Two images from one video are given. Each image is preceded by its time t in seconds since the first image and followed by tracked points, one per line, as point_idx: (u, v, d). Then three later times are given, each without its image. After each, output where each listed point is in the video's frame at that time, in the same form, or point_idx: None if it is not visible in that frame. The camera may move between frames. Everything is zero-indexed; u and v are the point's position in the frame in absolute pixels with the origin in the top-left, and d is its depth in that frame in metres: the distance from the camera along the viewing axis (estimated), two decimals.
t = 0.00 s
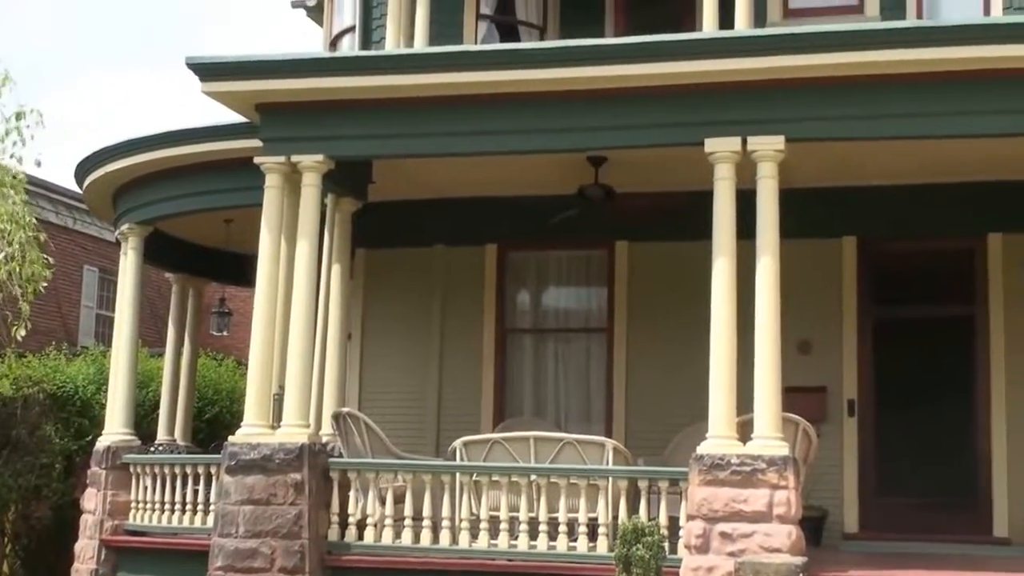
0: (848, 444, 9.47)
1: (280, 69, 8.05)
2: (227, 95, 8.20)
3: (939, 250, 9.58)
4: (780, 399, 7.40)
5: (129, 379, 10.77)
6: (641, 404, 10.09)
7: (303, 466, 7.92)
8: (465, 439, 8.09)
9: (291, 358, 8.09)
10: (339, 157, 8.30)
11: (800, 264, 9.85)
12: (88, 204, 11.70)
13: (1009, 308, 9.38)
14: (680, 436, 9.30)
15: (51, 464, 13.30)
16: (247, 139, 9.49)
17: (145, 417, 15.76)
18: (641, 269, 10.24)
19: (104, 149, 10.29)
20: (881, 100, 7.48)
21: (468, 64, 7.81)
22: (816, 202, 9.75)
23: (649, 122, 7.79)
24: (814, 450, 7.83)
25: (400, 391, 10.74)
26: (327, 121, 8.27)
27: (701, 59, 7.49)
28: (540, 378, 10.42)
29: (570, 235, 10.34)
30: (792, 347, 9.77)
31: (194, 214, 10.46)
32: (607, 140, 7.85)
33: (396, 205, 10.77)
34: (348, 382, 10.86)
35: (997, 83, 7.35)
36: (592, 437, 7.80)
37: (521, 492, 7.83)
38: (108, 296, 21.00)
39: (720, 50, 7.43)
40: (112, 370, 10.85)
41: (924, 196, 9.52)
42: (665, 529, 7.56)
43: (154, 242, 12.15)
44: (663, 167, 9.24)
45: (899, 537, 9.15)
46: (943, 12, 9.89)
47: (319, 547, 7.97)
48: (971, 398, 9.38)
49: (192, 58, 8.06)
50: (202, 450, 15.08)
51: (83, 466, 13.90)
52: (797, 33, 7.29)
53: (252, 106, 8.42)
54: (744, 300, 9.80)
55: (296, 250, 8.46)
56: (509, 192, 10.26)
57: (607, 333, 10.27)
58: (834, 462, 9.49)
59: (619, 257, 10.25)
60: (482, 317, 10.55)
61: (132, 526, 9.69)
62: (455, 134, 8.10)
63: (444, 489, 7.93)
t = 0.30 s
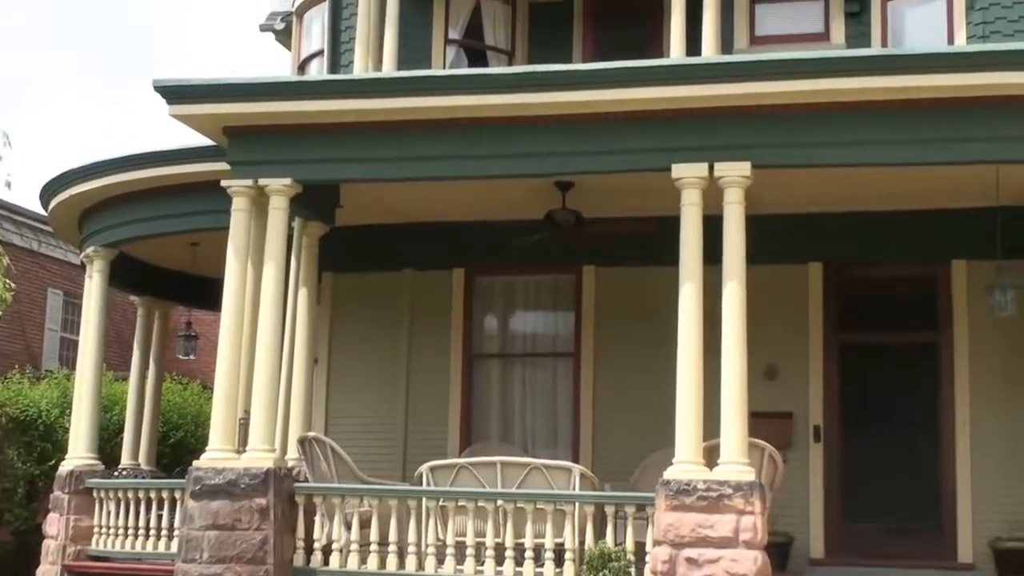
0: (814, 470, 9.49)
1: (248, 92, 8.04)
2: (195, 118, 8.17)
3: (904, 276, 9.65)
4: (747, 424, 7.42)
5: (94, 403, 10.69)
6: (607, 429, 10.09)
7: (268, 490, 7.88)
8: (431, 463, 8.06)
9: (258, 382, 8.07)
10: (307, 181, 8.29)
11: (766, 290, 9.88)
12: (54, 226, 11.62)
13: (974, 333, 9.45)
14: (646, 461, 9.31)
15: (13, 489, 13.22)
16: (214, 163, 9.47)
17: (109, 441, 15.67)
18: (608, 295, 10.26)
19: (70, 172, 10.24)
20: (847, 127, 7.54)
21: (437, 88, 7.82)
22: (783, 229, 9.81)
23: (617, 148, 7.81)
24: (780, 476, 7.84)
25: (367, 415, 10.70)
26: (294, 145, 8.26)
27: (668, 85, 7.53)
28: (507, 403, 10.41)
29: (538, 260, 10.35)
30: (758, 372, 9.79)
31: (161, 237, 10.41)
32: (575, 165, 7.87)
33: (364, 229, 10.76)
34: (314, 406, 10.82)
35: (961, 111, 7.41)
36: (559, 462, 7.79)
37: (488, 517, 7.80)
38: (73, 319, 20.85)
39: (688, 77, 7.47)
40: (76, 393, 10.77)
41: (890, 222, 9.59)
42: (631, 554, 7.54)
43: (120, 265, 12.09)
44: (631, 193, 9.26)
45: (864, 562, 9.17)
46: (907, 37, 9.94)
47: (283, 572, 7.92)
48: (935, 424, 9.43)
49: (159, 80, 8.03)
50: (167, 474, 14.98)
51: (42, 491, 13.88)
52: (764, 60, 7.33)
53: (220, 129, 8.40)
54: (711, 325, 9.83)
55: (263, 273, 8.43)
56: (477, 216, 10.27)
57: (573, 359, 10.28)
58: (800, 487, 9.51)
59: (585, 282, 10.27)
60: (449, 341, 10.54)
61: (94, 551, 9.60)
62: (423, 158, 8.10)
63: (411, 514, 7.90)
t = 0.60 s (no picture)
0: (781, 498, 9.50)
1: (216, 118, 8.02)
2: (162, 143, 8.15)
3: (870, 305, 9.70)
4: (713, 453, 7.43)
5: (57, 429, 10.61)
6: (574, 457, 10.08)
7: (233, 518, 7.84)
8: (397, 490, 8.02)
9: (225, 407, 8.05)
10: (274, 207, 8.27)
11: (732, 318, 9.89)
12: (19, 250, 11.55)
13: (938, 362, 9.50)
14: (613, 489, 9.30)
15: None
16: (181, 188, 9.44)
17: (72, 468, 15.54)
18: (575, 322, 10.27)
19: (36, 196, 10.19)
20: (813, 156, 7.58)
21: (405, 115, 7.83)
22: (749, 257, 9.85)
23: (585, 176, 7.84)
24: (746, 503, 7.84)
25: (333, 442, 10.64)
26: (262, 171, 8.25)
27: (636, 113, 7.56)
28: (474, 431, 10.40)
29: (506, 287, 10.38)
30: (725, 402, 9.78)
31: (127, 262, 10.36)
32: (543, 193, 7.89)
33: (331, 255, 10.73)
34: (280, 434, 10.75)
35: (926, 142, 7.47)
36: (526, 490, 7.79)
37: (454, 546, 7.77)
38: (37, 345, 20.71)
39: (656, 105, 7.50)
40: (40, 419, 10.68)
41: (855, 251, 9.66)
42: None
43: (86, 290, 12.02)
44: (598, 221, 9.29)
45: None
46: (872, 71, 9.98)
47: None
48: (901, 452, 9.46)
49: (126, 105, 8.00)
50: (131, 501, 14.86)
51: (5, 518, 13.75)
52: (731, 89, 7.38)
53: (187, 154, 8.38)
54: (677, 354, 9.85)
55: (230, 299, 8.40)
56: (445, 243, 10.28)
57: (541, 386, 10.28)
58: (766, 516, 9.51)
59: (553, 310, 10.28)
60: (416, 369, 10.51)
61: None
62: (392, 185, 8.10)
63: (376, 542, 7.86)
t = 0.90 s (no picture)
0: (746, 527, 9.51)
1: (183, 142, 8.00)
2: (128, 168, 8.11)
3: (835, 333, 9.75)
4: (679, 480, 7.44)
5: (19, 454, 10.51)
6: (540, 484, 10.06)
7: (196, 545, 7.78)
8: (362, 517, 7.98)
9: (189, 433, 8.01)
10: (240, 232, 8.24)
11: (698, 346, 9.90)
12: None
13: (903, 389, 9.54)
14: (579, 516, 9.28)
15: None
16: (147, 213, 9.40)
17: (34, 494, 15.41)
18: (541, 349, 10.27)
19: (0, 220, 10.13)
20: (779, 185, 7.63)
21: (373, 141, 7.83)
22: (715, 285, 9.88)
23: (551, 203, 7.85)
24: (712, 531, 7.84)
25: (297, 469, 10.58)
26: (228, 196, 8.22)
27: (603, 141, 7.59)
28: (440, 458, 10.38)
29: (473, 313, 10.39)
30: (690, 430, 9.77)
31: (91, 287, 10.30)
32: (510, 220, 7.90)
33: (297, 281, 10.70)
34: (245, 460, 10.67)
35: (891, 172, 7.53)
36: (491, 518, 7.76)
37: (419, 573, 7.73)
38: None
39: (623, 133, 7.53)
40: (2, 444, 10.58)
41: (820, 280, 9.71)
42: None
43: (49, 315, 11.94)
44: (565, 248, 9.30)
45: None
46: (837, 100, 10.03)
47: None
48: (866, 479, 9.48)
49: (92, 129, 7.97)
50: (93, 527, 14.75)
51: None
52: (697, 118, 7.42)
53: (153, 179, 8.34)
54: (643, 381, 9.84)
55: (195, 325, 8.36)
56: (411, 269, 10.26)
57: (507, 413, 10.27)
58: (732, 544, 9.52)
59: (519, 336, 10.28)
60: (382, 395, 10.47)
61: None
62: (359, 211, 8.09)
63: (341, 569, 7.81)
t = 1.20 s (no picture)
0: (713, 554, 9.51)
1: (151, 166, 7.98)
2: (95, 190, 8.07)
3: (801, 360, 9.80)
4: (646, 506, 7.44)
5: None
6: (507, 510, 10.04)
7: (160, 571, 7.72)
8: (329, 543, 7.94)
9: (154, 458, 7.97)
10: (207, 256, 8.22)
11: (666, 373, 9.92)
12: None
13: (868, 416, 9.58)
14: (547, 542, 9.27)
15: None
16: (114, 236, 9.36)
17: None
18: (509, 375, 10.27)
19: None
20: (747, 212, 7.66)
21: (342, 166, 7.83)
22: (684, 311, 9.91)
23: (520, 229, 7.86)
24: (678, 557, 7.85)
25: (263, 495, 10.51)
26: (196, 220, 8.20)
27: (571, 167, 7.61)
28: (407, 483, 10.36)
29: (441, 339, 10.38)
30: (657, 455, 9.79)
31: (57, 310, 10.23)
32: (478, 246, 7.91)
33: (265, 305, 10.67)
34: (210, 485, 10.59)
35: (858, 200, 7.58)
36: (458, 544, 7.74)
37: None
38: None
39: (591, 160, 7.55)
40: None
41: (787, 306, 9.76)
42: None
43: (14, 338, 11.85)
44: (533, 274, 9.31)
45: None
46: (803, 128, 10.08)
47: None
48: (831, 506, 9.52)
49: (59, 152, 7.93)
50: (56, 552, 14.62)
51: None
52: (666, 145, 7.45)
53: (120, 202, 8.31)
54: (611, 407, 9.85)
55: (161, 349, 8.32)
56: (380, 293, 10.25)
57: (474, 439, 10.26)
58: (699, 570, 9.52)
59: (486, 362, 10.29)
60: (349, 421, 10.43)
61: None
62: (327, 235, 8.08)
63: None
